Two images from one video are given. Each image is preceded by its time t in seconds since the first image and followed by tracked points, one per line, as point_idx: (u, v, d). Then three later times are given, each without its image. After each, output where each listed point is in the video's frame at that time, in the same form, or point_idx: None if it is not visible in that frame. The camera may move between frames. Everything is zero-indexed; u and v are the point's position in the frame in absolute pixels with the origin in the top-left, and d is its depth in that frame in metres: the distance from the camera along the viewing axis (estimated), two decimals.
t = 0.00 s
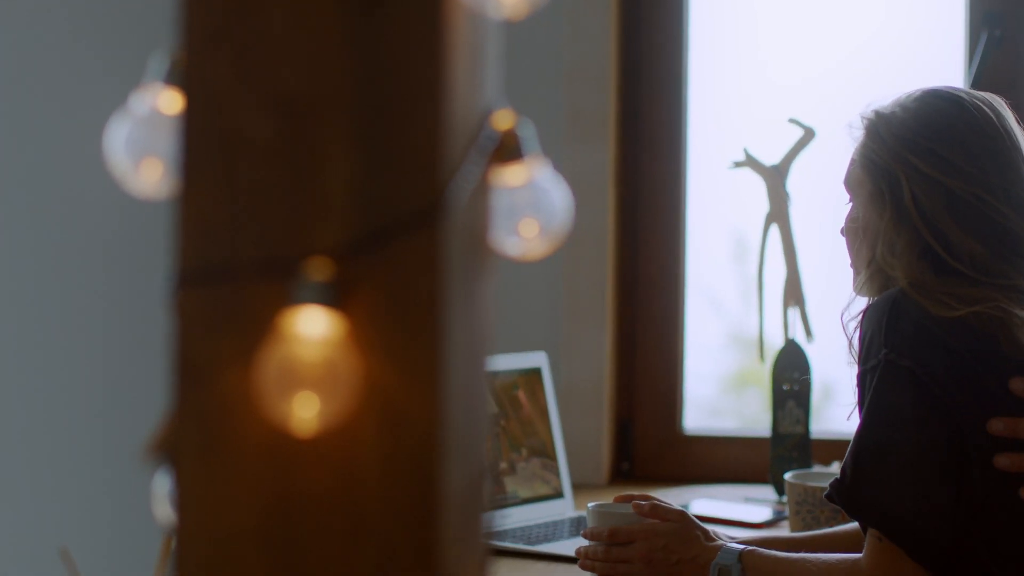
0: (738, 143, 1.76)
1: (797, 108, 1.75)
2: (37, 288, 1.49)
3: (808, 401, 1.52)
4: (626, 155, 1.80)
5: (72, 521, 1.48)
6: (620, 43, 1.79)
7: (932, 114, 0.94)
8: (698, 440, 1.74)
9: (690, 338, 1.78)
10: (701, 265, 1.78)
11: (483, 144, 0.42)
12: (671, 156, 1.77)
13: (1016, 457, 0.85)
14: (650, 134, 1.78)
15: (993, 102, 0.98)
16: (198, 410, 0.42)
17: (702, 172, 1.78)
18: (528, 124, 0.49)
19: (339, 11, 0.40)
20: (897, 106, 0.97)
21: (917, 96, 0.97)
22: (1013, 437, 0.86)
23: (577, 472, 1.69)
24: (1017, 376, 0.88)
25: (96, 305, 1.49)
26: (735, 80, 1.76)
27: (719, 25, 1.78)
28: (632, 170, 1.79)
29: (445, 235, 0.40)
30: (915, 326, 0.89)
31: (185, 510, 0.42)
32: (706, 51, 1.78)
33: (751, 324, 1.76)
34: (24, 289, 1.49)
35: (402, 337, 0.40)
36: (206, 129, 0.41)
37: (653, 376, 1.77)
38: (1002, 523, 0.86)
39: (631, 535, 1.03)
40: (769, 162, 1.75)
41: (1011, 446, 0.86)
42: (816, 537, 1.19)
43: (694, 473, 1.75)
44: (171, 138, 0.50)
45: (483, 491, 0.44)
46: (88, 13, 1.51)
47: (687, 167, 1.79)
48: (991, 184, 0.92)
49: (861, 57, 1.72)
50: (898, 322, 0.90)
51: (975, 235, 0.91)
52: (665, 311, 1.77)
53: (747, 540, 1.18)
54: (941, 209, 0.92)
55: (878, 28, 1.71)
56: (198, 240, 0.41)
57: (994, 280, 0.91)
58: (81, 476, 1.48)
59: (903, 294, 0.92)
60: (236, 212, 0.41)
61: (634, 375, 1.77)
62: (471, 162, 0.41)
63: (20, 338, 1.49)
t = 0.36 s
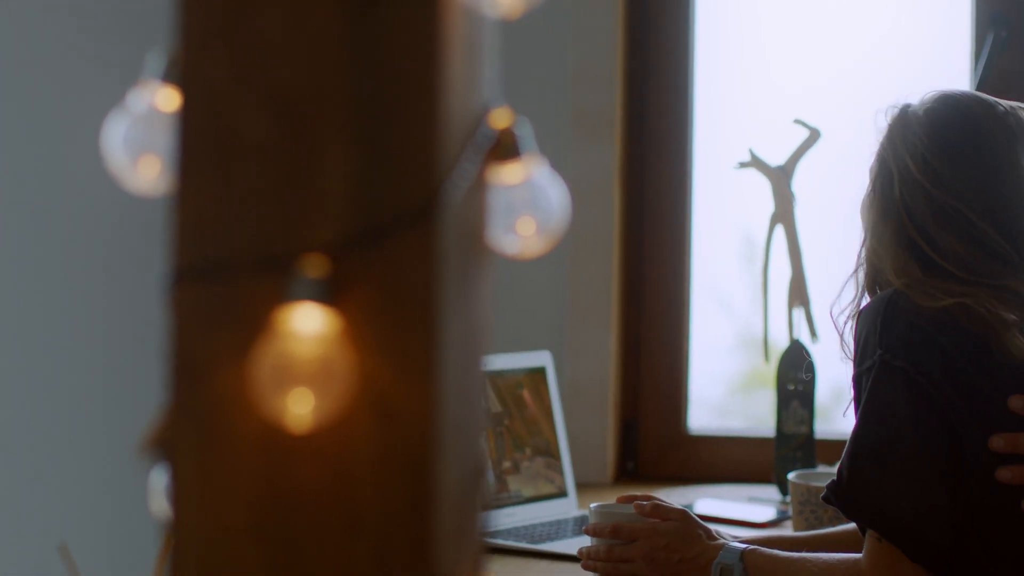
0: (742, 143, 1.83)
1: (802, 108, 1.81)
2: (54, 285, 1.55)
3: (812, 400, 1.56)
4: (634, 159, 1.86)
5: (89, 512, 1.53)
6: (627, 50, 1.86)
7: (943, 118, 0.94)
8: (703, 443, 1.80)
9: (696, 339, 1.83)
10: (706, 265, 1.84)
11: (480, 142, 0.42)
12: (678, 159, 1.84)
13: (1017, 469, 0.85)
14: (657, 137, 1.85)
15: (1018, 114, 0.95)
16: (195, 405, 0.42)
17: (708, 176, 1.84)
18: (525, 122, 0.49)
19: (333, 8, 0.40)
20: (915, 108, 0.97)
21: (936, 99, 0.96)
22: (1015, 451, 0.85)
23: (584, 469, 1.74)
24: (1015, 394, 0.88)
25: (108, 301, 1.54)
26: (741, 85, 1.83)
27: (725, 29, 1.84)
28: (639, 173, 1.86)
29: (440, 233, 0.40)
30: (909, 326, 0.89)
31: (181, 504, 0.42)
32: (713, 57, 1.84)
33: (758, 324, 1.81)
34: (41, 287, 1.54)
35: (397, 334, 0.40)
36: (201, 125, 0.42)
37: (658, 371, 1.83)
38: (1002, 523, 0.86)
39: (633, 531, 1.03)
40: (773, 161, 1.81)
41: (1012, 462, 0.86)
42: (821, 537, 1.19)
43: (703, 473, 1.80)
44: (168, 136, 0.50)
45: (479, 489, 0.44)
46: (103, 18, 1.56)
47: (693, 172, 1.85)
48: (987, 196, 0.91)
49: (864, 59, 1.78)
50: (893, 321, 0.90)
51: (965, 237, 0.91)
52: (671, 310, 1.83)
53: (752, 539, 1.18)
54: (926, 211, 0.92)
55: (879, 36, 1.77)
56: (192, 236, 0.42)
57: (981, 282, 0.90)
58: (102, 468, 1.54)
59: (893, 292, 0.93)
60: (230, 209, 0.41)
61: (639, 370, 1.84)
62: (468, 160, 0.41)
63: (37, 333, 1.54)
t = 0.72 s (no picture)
0: (747, 140, 1.90)
1: (806, 106, 1.87)
2: (66, 279, 1.59)
3: (815, 396, 1.59)
4: (638, 158, 1.95)
5: (106, 500, 1.58)
6: (633, 50, 1.94)
7: (953, 115, 0.93)
8: (706, 437, 1.89)
9: (700, 336, 1.92)
10: (711, 263, 1.92)
11: (476, 136, 0.42)
12: (683, 157, 1.92)
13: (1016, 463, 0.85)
14: (661, 136, 1.93)
15: None
16: (190, 397, 0.42)
17: (713, 172, 1.92)
18: (522, 116, 0.49)
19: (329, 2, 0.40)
20: (928, 102, 0.96)
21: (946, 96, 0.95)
22: (1014, 447, 0.85)
23: (589, 462, 1.82)
24: (1014, 392, 0.88)
25: (120, 295, 1.60)
26: (745, 86, 1.90)
27: (730, 33, 1.91)
28: (642, 172, 1.95)
29: (435, 227, 0.40)
30: (908, 323, 0.89)
31: (176, 496, 0.43)
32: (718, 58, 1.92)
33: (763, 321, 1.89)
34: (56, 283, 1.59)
35: (391, 326, 0.40)
36: (199, 118, 0.42)
37: (663, 362, 1.92)
38: (1005, 518, 0.86)
39: (636, 528, 1.03)
40: (778, 157, 1.88)
41: (1011, 458, 0.86)
42: (826, 532, 1.19)
43: (708, 470, 1.88)
44: (166, 128, 0.51)
45: (473, 481, 0.44)
46: (112, 17, 1.61)
47: (697, 167, 1.93)
48: (997, 194, 0.90)
49: (869, 59, 1.82)
50: (892, 318, 0.90)
51: (974, 241, 0.90)
52: (675, 305, 1.92)
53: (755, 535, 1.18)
54: (938, 214, 0.91)
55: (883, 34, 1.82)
56: (190, 229, 0.42)
57: (984, 282, 0.90)
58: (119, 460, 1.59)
59: (896, 291, 0.93)
60: (229, 204, 0.42)
61: (643, 361, 1.93)
62: (464, 154, 0.41)
63: (48, 325, 1.58)
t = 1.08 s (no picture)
0: (756, 135, 1.92)
1: (815, 100, 1.88)
2: (89, 274, 1.64)
3: (824, 390, 1.59)
4: (648, 152, 1.96)
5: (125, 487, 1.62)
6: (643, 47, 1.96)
7: (955, 108, 0.93)
8: (717, 431, 1.89)
9: (710, 332, 1.93)
10: (720, 258, 1.93)
11: (479, 126, 0.42)
12: (691, 153, 1.94)
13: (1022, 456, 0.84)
14: (670, 129, 1.95)
15: None
16: (195, 388, 0.43)
17: (722, 168, 1.93)
18: (525, 107, 0.48)
19: None
20: (929, 98, 0.96)
21: (947, 90, 0.95)
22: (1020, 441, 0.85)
23: (598, 459, 1.82)
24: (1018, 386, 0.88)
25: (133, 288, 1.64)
26: (753, 81, 1.91)
27: (738, 29, 1.93)
28: (651, 167, 1.96)
29: (437, 218, 0.40)
30: (916, 316, 0.89)
31: (182, 485, 0.43)
32: (727, 54, 1.94)
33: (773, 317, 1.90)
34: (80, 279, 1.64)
35: (392, 319, 0.40)
36: (201, 111, 0.42)
37: (672, 357, 1.93)
38: (1012, 511, 0.86)
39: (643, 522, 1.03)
40: (787, 152, 1.90)
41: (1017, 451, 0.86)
42: (836, 527, 1.19)
43: (718, 464, 1.89)
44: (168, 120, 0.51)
45: (476, 475, 0.44)
46: (120, 16, 1.66)
47: (706, 161, 1.94)
48: (1002, 185, 0.90)
49: (877, 54, 1.84)
50: (899, 311, 0.90)
51: (975, 231, 0.90)
52: (684, 299, 1.93)
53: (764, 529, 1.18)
54: (938, 205, 0.91)
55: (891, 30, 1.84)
56: (195, 222, 0.42)
57: (987, 273, 0.90)
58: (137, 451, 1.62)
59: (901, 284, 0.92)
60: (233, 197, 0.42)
61: (654, 355, 1.94)
62: (466, 144, 0.41)
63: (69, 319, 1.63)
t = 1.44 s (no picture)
0: (764, 125, 1.92)
1: (821, 91, 1.90)
2: (98, 267, 1.65)
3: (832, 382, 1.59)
4: (654, 142, 1.96)
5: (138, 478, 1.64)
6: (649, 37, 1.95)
7: (950, 96, 0.94)
8: (724, 422, 1.90)
9: (718, 324, 1.93)
10: (727, 250, 1.93)
11: (482, 116, 0.42)
12: (698, 144, 1.93)
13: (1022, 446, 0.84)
14: (677, 119, 1.94)
15: None
16: (198, 378, 0.43)
17: (729, 160, 1.93)
18: (528, 98, 0.48)
19: None
20: (928, 86, 0.97)
21: (946, 79, 0.97)
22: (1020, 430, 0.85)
23: (605, 450, 1.82)
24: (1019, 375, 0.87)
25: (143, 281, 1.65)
26: (760, 71, 1.92)
27: (744, 19, 1.93)
28: (657, 157, 1.95)
29: (439, 207, 0.39)
30: (916, 305, 0.89)
31: (185, 474, 0.43)
32: (734, 45, 1.94)
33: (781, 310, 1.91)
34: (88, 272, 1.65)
35: (393, 310, 0.40)
36: (202, 102, 0.42)
37: (681, 349, 1.92)
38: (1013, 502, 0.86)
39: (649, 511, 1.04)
40: (794, 143, 1.91)
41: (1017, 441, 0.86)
42: (840, 518, 1.19)
43: (724, 457, 1.89)
44: (167, 108, 0.51)
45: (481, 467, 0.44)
46: (126, 12, 1.68)
47: (714, 152, 1.94)
48: (996, 173, 0.91)
49: (882, 45, 1.86)
50: (900, 300, 0.90)
51: (969, 217, 0.91)
52: (691, 290, 1.93)
53: (770, 520, 1.18)
54: (933, 190, 0.93)
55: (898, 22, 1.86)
56: (197, 212, 0.42)
57: (981, 260, 0.90)
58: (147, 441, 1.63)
59: (901, 273, 0.92)
60: (235, 188, 0.42)
61: (661, 348, 1.93)
62: (469, 134, 0.41)
63: (78, 312, 1.64)
